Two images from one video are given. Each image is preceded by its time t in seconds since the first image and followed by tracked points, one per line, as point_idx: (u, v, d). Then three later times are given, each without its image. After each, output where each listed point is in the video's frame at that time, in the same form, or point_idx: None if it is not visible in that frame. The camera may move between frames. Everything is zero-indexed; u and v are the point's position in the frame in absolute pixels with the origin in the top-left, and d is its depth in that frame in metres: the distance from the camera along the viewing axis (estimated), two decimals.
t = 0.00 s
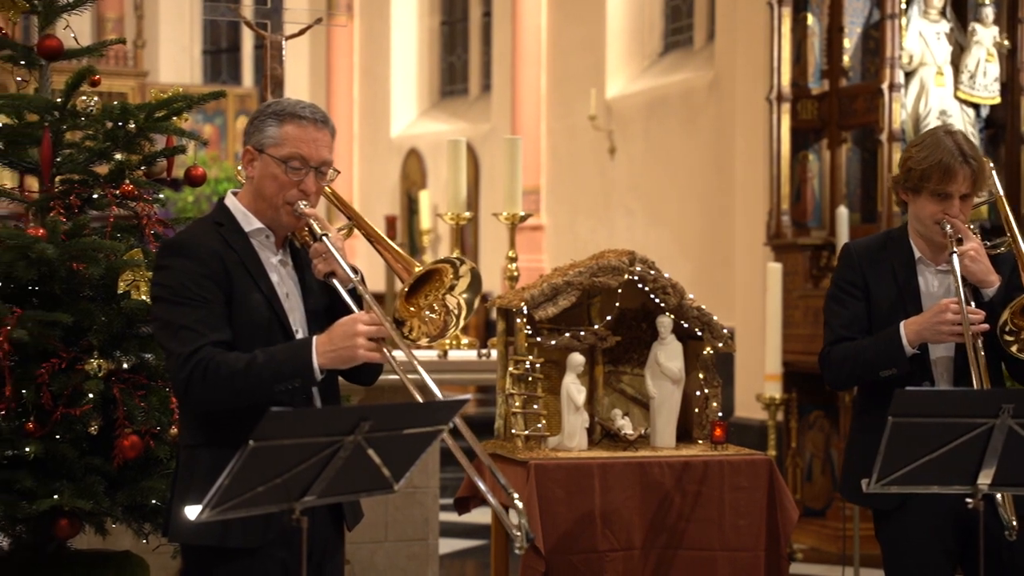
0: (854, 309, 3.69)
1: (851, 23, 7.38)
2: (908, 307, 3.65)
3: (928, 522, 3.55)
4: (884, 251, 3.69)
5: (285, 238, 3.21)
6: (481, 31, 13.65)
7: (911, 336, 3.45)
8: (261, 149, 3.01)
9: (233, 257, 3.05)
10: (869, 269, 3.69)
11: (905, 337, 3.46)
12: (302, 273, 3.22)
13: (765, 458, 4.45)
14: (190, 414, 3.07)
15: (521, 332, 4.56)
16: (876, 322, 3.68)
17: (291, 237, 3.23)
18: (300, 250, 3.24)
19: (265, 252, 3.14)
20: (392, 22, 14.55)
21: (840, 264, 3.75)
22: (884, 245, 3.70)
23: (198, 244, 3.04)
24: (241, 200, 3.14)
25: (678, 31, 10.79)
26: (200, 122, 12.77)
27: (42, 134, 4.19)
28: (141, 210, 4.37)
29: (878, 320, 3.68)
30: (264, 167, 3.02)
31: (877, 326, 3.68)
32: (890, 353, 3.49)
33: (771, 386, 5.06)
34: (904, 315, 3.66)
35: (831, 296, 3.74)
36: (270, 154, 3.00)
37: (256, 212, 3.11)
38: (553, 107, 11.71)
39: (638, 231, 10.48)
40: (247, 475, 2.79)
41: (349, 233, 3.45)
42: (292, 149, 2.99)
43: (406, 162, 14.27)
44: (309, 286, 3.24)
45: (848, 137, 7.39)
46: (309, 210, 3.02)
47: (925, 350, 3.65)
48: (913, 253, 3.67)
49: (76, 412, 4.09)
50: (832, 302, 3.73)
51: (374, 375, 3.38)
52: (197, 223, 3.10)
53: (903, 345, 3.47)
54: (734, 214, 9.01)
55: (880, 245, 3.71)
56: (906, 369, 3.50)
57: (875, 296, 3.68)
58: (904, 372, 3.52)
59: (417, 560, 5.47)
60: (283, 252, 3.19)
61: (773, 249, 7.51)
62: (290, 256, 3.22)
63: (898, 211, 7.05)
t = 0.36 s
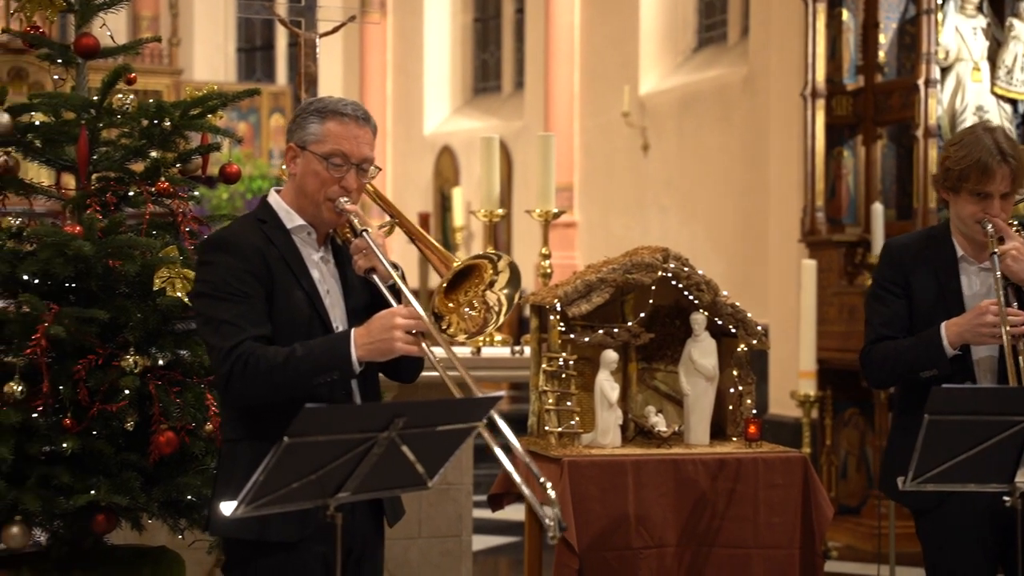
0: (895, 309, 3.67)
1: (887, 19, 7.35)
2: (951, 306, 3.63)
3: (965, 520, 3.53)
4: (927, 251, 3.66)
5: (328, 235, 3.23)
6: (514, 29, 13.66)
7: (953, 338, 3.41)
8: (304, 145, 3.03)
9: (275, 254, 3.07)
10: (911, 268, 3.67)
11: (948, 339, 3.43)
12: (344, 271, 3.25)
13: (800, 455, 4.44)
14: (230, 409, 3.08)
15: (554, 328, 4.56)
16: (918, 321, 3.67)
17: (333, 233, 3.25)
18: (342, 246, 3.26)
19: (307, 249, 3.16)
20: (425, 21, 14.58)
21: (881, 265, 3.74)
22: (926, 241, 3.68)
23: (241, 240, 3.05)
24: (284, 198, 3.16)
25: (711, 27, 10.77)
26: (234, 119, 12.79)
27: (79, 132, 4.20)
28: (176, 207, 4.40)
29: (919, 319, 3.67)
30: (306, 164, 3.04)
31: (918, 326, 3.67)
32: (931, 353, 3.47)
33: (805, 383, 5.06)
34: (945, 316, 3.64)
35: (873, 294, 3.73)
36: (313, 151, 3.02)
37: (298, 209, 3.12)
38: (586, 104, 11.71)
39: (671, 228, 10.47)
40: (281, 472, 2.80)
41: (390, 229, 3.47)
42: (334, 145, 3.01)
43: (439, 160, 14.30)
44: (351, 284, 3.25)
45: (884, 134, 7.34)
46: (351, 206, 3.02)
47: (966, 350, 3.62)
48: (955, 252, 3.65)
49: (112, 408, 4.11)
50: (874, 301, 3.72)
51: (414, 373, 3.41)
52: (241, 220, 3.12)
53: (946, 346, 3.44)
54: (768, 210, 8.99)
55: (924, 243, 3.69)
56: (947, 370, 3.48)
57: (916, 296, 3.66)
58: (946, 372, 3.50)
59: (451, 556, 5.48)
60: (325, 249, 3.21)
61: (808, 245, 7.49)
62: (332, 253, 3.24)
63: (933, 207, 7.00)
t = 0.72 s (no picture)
0: (947, 290, 3.66)
1: (923, 14, 7.30)
2: (1005, 294, 3.63)
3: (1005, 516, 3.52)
4: (979, 236, 3.65)
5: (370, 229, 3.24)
6: (548, 24, 13.65)
7: (1006, 324, 3.43)
8: (343, 140, 3.04)
9: (315, 248, 3.09)
10: (967, 254, 3.65)
11: (1000, 325, 3.44)
12: (383, 264, 3.27)
13: (835, 453, 4.44)
14: (270, 401, 3.10)
15: (587, 325, 4.59)
16: (972, 305, 3.65)
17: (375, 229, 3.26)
18: (383, 241, 3.28)
19: (348, 244, 3.18)
20: (458, 17, 14.57)
21: (933, 250, 3.72)
22: (981, 230, 3.66)
23: (280, 235, 3.07)
24: (325, 193, 3.18)
25: (745, 23, 10.74)
26: (269, 116, 12.82)
27: (115, 129, 4.23)
28: (210, 204, 4.41)
29: (973, 303, 3.64)
30: (346, 159, 3.04)
31: (971, 310, 3.65)
32: (982, 339, 3.46)
33: (840, 380, 5.02)
34: (1002, 302, 3.62)
35: (924, 279, 3.72)
36: (352, 145, 3.03)
37: (339, 205, 3.14)
38: (619, 100, 11.69)
39: (704, 224, 10.44)
40: (316, 468, 2.81)
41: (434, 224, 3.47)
42: (373, 139, 3.02)
43: (472, 157, 14.31)
44: (390, 276, 3.27)
45: (919, 129, 7.30)
46: (391, 199, 3.04)
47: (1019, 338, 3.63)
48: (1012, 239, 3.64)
49: (147, 404, 4.14)
50: (926, 284, 3.71)
51: (458, 366, 3.39)
52: (282, 216, 3.15)
53: (997, 333, 3.44)
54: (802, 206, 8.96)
55: (975, 233, 3.67)
56: (998, 357, 3.48)
57: (972, 284, 3.65)
58: (997, 359, 3.48)
59: (484, 553, 5.49)
60: (365, 243, 3.22)
61: (842, 242, 7.47)
62: (373, 248, 3.26)
63: (969, 202, 6.97)
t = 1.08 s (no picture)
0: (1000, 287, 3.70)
1: (957, 12, 7.27)
2: None
3: None
4: None
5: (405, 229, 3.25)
6: (579, 25, 13.65)
7: None
8: (378, 139, 3.04)
9: (351, 247, 3.09)
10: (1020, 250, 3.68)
11: None
12: (420, 263, 3.27)
13: (867, 454, 4.58)
14: (309, 399, 3.11)
15: (620, 325, 4.69)
16: None
17: (411, 227, 3.26)
18: (419, 239, 3.28)
19: (384, 243, 3.18)
20: (490, 18, 14.58)
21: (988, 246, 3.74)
22: None
23: (317, 234, 3.09)
24: (362, 193, 3.19)
25: (778, 22, 10.71)
26: (301, 117, 12.86)
27: (149, 130, 4.25)
28: (244, 204, 4.42)
29: None
30: (382, 158, 3.05)
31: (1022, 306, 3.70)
32: None
33: (873, 381, 5.02)
34: None
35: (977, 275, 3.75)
36: (387, 144, 3.03)
37: (375, 204, 3.15)
38: (651, 100, 11.68)
39: (736, 225, 10.42)
40: (349, 468, 2.81)
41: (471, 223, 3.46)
42: (408, 137, 3.02)
43: (503, 157, 14.30)
44: (427, 275, 3.27)
45: (953, 129, 7.26)
46: (427, 195, 3.03)
47: None
48: None
49: (181, 404, 4.15)
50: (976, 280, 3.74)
51: (497, 365, 3.36)
52: (319, 216, 3.16)
53: None
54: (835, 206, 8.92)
55: None
56: None
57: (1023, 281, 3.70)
58: None
59: (516, 553, 5.49)
60: (402, 244, 3.23)
61: (876, 241, 7.44)
62: (410, 247, 3.26)
63: (1005, 202, 6.99)
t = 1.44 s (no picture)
0: None
1: (991, 11, 7.23)
2: None
3: None
4: None
5: (439, 226, 3.26)
6: (609, 24, 13.66)
7: None
8: (410, 136, 3.05)
9: (385, 245, 3.10)
10: None
11: None
12: (453, 260, 3.27)
13: (900, 455, 4.61)
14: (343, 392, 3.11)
15: (651, 326, 4.72)
16: None
17: (444, 224, 3.28)
18: (452, 236, 3.29)
19: (418, 241, 3.19)
20: (520, 17, 14.59)
21: None
22: None
23: (351, 231, 3.10)
24: (395, 191, 3.20)
25: (809, 21, 10.68)
26: (332, 117, 13.03)
27: (181, 131, 4.27)
28: (274, 205, 4.44)
29: None
30: (414, 153, 3.05)
31: None
32: None
33: (905, 382, 5.02)
34: None
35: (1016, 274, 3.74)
36: (419, 140, 3.03)
37: (409, 201, 3.15)
38: (681, 100, 11.66)
39: (767, 224, 10.39)
40: (380, 467, 2.79)
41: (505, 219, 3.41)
42: (439, 132, 3.02)
43: (534, 157, 14.29)
44: (459, 272, 3.27)
45: (987, 128, 7.24)
46: (460, 188, 3.04)
47: None
48: None
49: (213, 404, 4.16)
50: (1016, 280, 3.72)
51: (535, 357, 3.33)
52: (353, 214, 3.17)
53: None
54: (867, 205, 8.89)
55: None
56: None
57: None
58: None
59: (547, 552, 5.49)
60: (435, 242, 3.24)
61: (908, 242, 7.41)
62: (443, 244, 3.27)
63: None
